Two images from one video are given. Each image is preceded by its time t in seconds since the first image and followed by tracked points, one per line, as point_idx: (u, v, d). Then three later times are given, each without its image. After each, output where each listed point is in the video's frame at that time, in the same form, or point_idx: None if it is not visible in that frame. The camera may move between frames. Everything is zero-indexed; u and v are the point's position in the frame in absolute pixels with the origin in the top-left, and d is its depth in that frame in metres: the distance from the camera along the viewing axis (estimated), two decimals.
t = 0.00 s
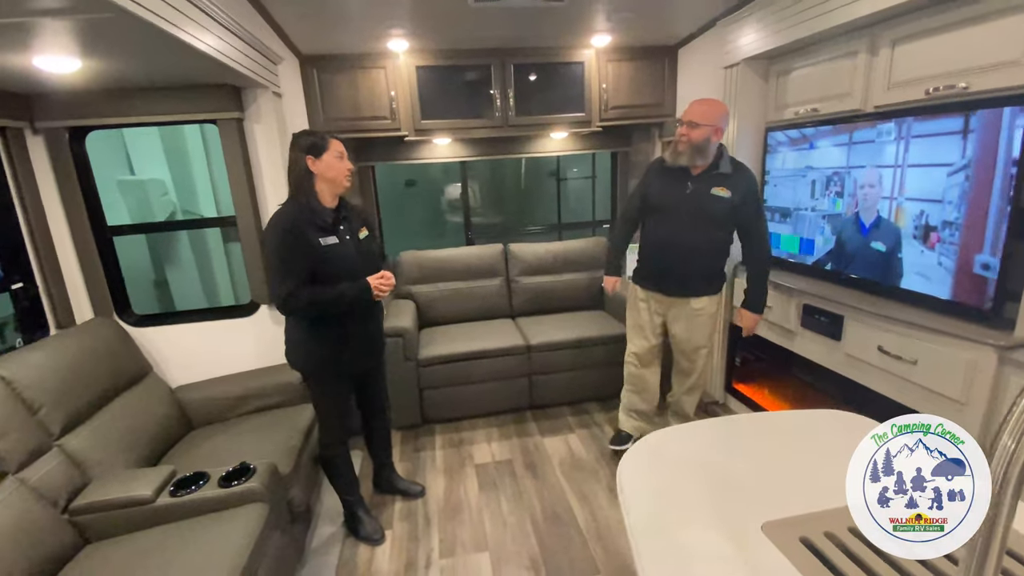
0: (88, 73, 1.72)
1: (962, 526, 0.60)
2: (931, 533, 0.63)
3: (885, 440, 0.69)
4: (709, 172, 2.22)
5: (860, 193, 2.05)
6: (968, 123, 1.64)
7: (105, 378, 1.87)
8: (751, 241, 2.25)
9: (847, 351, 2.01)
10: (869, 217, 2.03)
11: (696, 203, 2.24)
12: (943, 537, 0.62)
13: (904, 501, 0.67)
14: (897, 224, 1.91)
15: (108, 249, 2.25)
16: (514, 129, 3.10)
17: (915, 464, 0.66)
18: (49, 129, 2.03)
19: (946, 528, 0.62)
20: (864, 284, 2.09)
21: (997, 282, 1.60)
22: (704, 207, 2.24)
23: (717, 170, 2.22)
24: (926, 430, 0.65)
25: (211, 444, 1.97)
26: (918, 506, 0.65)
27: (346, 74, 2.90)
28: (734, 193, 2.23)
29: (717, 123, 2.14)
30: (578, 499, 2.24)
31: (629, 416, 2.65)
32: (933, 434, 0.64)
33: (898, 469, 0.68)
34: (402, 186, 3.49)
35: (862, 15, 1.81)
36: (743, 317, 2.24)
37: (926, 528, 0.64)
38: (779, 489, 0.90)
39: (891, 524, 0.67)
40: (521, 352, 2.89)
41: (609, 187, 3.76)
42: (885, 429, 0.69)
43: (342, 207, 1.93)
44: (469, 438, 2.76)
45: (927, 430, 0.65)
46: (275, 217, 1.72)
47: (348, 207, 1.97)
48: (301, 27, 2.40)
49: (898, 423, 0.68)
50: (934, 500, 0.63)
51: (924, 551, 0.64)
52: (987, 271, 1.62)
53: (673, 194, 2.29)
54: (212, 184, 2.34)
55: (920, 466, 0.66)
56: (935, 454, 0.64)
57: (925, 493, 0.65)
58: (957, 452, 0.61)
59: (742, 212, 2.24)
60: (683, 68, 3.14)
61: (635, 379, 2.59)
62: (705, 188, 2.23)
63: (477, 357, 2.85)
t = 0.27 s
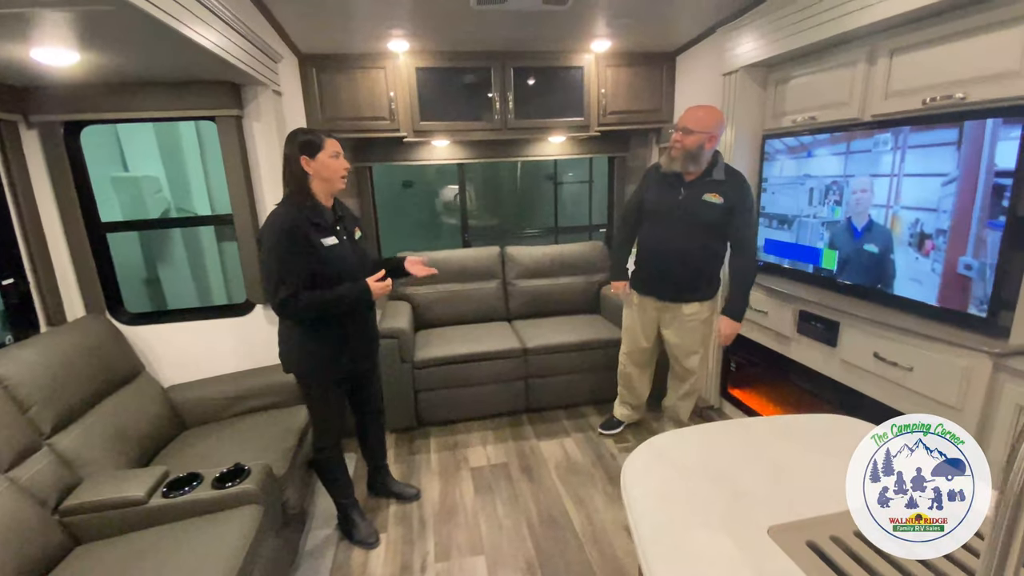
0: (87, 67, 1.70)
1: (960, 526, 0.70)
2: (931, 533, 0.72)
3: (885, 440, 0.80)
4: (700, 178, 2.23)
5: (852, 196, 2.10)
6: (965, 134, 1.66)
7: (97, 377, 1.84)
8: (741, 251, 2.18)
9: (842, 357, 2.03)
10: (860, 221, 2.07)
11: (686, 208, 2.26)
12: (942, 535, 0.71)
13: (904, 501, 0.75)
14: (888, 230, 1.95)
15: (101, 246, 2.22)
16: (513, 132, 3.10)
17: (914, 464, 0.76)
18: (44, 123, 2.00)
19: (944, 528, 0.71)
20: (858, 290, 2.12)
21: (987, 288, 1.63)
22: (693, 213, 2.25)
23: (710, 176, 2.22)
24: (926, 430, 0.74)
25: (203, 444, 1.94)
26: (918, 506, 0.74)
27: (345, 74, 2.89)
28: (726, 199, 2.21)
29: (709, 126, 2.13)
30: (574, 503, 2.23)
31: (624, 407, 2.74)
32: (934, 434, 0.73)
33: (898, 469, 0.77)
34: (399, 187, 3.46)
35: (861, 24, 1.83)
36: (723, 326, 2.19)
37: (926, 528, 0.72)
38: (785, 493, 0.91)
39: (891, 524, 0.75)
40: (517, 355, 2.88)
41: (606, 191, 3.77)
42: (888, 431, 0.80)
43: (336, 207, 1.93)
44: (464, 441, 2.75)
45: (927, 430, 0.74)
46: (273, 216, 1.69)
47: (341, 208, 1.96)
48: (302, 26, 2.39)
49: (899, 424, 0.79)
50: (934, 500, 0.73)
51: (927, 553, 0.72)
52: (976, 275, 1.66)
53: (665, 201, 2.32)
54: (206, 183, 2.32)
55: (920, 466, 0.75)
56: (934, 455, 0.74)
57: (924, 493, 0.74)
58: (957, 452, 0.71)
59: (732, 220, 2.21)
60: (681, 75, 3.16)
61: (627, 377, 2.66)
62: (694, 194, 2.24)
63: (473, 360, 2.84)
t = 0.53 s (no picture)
0: (88, 62, 1.69)
1: (958, 525, 0.73)
2: (931, 532, 0.74)
3: (886, 441, 0.82)
4: (688, 179, 2.28)
5: (849, 200, 2.12)
6: (964, 142, 1.68)
7: (93, 376, 1.82)
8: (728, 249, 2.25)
9: (840, 360, 2.04)
10: (857, 224, 2.09)
11: (673, 209, 2.31)
12: (941, 535, 0.73)
13: (904, 501, 0.77)
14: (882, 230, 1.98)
15: (98, 244, 2.20)
16: (512, 134, 3.10)
17: (914, 464, 0.78)
18: (42, 119, 1.98)
19: (944, 528, 0.73)
20: (856, 293, 2.13)
21: (980, 290, 1.67)
22: (679, 214, 2.30)
23: (696, 178, 2.26)
24: (926, 430, 0.76)
25: (200, 445, 1.92)
26: (918, 506, 0.76)
27: (345, 74, 2.88)
28: (711, 199, 2.24)
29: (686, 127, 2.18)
30: (573, 505, 2.23)
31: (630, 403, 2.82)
32: (934, 434, 0.75)
33: (898, 469, 0.79)
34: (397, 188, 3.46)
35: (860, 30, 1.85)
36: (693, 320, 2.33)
37: (926, 528, 0.74)
38: (790, 494, 0.91)
39: (891, 524, 0.77)
40: (515, 357, 2.88)
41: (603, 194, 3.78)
42: (887, 430, 0.83)
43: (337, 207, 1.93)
44: (462, 443, 2.74)
45: (927, 430, 0.76)
46: (275, 215, 1.68)
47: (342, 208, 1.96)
48: (304, 26, 2.39)
49: (898, 424, 0.81)
50: (934, 500, 0.75)
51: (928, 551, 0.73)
52: (962, 274, 1.72)
53: (654, 203, 2.38)
54: (204, 181, 2.31)
55: (920, 466, 0.77)
56: (934, 455, 0.76)
57: (924, 493, 0.76)
58: (957, 452, 0.73)
59: (718, 219, 2.25)
60: (679, 79, 3.18)
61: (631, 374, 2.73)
62: (681, 195, 2.30)
63: (471, 361, 2.83)
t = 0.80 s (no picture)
0: (87, 59, 1.67)
1: (958, 525, 0.75)
2: (931, 533, 0.75)
3: (885, 440, 0.83)
4: (676, 177, 2.32)
5: (853, 205, 2.11)
6: (964, 142, 1.69)
7: (91, 375, 1.80)
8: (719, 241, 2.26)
9: (843, 360, 2.03)
10: (863, 227, 2.08)
11: (661, 206, 2.35)
12: (941, 535, 0.75)
13: (904, 501, 0.78)
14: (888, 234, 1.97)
15: (97, 243, 2.18)
16: (513, 133, 3.09)
17: (914, 464, 0.79)
18: (40, 117, 1.96)
19: (943, 528, 0.75)
20: (860, 294, 2.13)
21: (980, 287, 1.67)
22: (668, 211, 2.33)
23: (683, 175, 2.31)
24: (927, 430, 0.78)
25: (199, 445, 1.91)
26: (918, 506, 0.77)
27: (346, 72, 2.87)
28: (698, 195, 2.27)
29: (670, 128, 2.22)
30: (574, 505, 2.22)
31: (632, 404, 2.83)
32: (935, 434, 0.77)
33: (898, 469, 0.80)
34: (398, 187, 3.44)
35: (863, 30, 1.84)
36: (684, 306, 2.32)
37: (926, 528, 0.75)
38: (800, 495, 0.90)
39: (891, 525, 0.77)
40: (516, 357, 2.87)
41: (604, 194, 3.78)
42: (887, 431, 0.84)
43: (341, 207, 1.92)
44: (463, 443, 2.73)
45: (928, 430, 0.78)
46: (278, 213, 1.67)
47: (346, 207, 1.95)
48: (305, 24, 2.38)
49: (898, 424, 0.83)
50: (934, 500, 0.76)
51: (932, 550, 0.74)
52: (958, 267, 1.74)
53: (644, 202, 2.43)
54: (203, 180, 2.29)
55: (920, 467, 0.78)
56: (934, 455, 0.78)
57: (924, 493, 0.77)
58: (957, 451, 0.76)
59: (706, 214, 2.27)
60: (681, 79, 3.18)
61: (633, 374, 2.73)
62: (669, 192, 2.34)
63: (472, 361, 2.82)
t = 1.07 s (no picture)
0: (86, 57, 1.67)
1: (959, 523, 0.80)
2: (931, 532, 0.79)
3: (886, 441, 0.90)
4: (667, 174, 2.36)
5: (864, 202, 2.07)
6: (961, 141, 1.70)
7: (91, 375, 1.80)
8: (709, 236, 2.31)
9: (844, 359, 2.03)
10: (873, 225, 2.04)
11: (652, 201, 2.38)
12: (941, 534, 0.79)
13: (904, 501, 0.83)
14: (900, 236, 1.93)
15: (96, 241, 2.17)
16: (514, 131, 3.09)
17: (915, 465, 0.85)
18: (39, 114, 1.95)
19: (943, 528, 0.79)
20: (866, 293, 2.11)
21: (979, 284, 1.68)
22: (659, 206, 2.37)
23: (674, 172, 2.36)
24: (927, 430, 0.87)
25: (198, 444, 1.90)
26: (918, 506, 0.82)
27: (345, 70, 2.86)
28: (687, 192, 2.33)
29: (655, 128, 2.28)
30: (575, 505, 2.22)
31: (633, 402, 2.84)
32: (935, 434, 0.86)
33: (898, 470, 0.86)
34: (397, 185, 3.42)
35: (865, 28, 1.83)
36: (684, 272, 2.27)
37: (926, 528, 0.79)
38: (806, 496, 0.90)
39: (892, 524, 0.80)
40: (516, 356, 2.87)
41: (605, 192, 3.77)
42: (888, 431, 0.91)
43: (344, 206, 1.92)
44: (463, 442, 2.73)
45: (928, 430, 0.87)
46: (278, 213, 1.66)
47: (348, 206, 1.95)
48: (305, 22, 2.37)
49: (899, 426, 0.91)
50: (934, 500, 0.82)
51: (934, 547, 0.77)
52: (955, 263, 1.74)
53: (636, 196, 2.45)
54: (202, 178, 2.28)
55: (920, 467, 0.85)
56: (934, 455, 0.85)
57: (924, 493, 0.83)
58: (957, 450, 0.85)
59: (696, 210, 2.33)
60: (682, 78, 3.17)
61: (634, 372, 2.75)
62: (660, 189, 2.38)
63: (473, 360, 2.82)
